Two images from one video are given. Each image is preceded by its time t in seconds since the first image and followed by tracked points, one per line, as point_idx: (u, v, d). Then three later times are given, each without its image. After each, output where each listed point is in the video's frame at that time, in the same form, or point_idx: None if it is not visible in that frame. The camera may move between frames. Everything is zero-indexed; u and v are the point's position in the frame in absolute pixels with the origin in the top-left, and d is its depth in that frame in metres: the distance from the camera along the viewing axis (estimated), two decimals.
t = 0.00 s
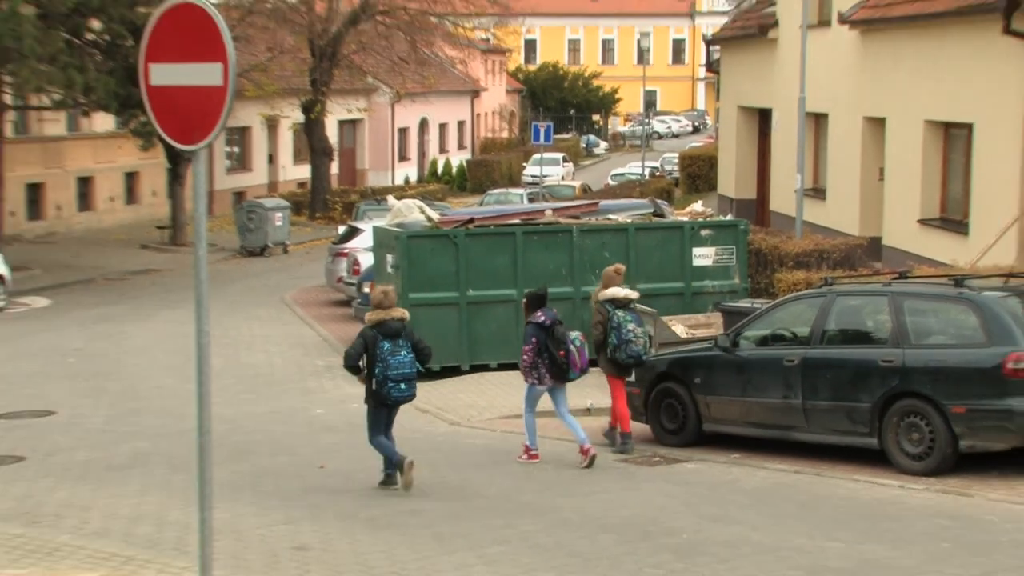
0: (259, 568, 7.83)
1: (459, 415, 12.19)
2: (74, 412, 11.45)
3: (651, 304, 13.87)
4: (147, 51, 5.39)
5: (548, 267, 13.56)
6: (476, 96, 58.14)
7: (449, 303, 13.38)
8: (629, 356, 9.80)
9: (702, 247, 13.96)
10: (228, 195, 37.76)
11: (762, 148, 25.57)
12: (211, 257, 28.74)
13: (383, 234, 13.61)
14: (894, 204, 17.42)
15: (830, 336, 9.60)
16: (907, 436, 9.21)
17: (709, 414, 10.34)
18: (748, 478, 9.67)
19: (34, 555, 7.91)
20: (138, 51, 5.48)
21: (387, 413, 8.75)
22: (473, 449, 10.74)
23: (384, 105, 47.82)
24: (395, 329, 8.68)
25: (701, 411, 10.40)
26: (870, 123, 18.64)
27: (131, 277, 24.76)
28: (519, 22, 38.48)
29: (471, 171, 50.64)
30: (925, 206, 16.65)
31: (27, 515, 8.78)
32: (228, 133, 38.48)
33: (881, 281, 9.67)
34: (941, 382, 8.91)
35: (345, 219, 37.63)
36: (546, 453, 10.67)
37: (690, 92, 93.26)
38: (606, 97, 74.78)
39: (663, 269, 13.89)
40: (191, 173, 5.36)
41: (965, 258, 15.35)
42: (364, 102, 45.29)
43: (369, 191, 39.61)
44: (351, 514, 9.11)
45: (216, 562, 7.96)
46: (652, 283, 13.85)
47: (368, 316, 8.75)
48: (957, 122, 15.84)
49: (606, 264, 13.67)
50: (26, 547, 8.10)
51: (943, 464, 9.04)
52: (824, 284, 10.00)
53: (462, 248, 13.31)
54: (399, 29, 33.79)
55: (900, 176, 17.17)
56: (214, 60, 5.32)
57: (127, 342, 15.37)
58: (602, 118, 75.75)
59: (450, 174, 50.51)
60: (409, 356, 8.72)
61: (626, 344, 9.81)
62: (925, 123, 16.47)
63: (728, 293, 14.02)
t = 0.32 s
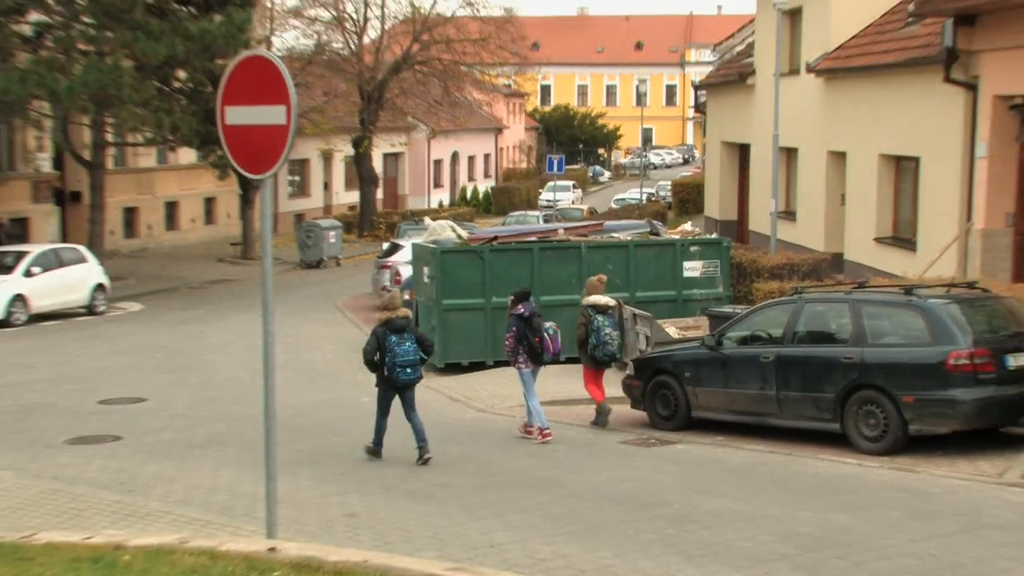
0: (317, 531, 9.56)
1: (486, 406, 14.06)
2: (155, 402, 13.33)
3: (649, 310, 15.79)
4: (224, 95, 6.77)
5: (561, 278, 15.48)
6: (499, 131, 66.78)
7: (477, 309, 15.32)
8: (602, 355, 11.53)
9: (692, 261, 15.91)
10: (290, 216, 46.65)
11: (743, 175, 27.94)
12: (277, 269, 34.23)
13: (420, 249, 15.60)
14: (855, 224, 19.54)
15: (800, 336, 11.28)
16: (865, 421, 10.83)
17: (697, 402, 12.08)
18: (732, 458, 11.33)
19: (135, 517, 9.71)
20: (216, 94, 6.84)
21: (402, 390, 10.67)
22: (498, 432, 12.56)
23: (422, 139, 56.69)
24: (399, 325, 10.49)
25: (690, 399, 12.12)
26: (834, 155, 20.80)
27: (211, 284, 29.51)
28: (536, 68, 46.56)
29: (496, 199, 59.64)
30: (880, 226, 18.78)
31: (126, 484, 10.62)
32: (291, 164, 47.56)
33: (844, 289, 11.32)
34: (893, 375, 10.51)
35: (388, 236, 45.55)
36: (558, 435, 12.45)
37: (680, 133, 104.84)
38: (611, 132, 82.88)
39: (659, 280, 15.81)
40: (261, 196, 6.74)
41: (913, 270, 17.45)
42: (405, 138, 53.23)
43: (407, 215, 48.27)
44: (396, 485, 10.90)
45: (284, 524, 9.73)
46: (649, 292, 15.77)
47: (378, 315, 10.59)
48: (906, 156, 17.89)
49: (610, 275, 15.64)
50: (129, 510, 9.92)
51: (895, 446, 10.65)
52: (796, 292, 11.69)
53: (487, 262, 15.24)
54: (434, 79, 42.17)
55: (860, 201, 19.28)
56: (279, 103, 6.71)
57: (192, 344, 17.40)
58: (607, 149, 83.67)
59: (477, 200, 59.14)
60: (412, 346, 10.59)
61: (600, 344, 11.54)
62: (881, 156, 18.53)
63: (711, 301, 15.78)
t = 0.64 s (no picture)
0: (365, 505, 11.61)
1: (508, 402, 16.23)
2: (225, 395, 15.55)
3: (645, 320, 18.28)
4: (288, 138, 8.50)
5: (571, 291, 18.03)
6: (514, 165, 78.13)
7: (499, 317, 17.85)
8: (586, 357, 13.90)
9: (683, 277, 18.42)
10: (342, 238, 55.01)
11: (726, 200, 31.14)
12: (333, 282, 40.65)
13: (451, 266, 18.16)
14: (820, 245, 22.06)
15: (773, 340, 13.26)
16: (829, 413, 12.73)
17: (686, 397, 14.14)
18: (716, 445, 13.30)
19: (217, 491, 11.84)
20: (282, 137, 8.59)
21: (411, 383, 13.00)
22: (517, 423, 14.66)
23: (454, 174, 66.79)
24: (410, 328, 12.95)
25: (681, 394, 14.19)
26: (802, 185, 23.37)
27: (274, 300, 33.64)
28: (550, 115, 53.65)
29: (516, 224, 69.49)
30: (840, 247, 21.24)
31: (207, 463, 12.78)
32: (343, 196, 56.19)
33: (812, 301, 13.26)
34: (851, 373, 12.39)
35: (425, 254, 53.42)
36: (567, 425, 14.54)
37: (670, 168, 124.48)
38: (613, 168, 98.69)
39: (655, 293, 18.31)
40: (319, 219, 8.43)
41: (867, 285, 19.84)
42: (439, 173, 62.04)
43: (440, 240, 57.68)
44: (431, 465, 13.01)
45: (337, 498, 11.82)
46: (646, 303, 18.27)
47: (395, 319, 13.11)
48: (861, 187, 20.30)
49: (612, 289, 18.16)
50: (211, 485, 12.06)
51: (854, 434, 12.53)
52: (771, 303, 13.68)
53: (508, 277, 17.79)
54: (462, 123, 49.47)
55: (824, 225, 21.77)
56: (331, 144, 8.41)
57: (252, 348, 19.80)
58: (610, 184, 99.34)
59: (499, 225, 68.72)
60: (419, 345, 13.00)
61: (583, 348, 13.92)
62: (840, 186, 20.96)
63: (703, 311, 18.39)
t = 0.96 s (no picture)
0: (405, 482, 14.01)
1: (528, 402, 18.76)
2: (287, 394, 18.13)
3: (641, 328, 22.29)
4: (341, 174, 10.21)
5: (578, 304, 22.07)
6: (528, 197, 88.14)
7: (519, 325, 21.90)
8: (574, 353, 17.55)
9: (673, 293, 22.48)
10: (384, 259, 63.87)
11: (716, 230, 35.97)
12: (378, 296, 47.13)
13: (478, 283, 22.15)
14: (792, 266, 26.07)
15: (750, 346, 15.73)
16: (798, 407, 15.08)
17: (677, 394, 16.75)
18: (702, 435, 15.67)
19: (281, 471, 14.29)
20: (336, 172, 10.30)
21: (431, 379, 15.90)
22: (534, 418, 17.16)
23: (479, 205, 76.41)
24: (430, 337, 15.85)
25: (672, 392, 16.79)
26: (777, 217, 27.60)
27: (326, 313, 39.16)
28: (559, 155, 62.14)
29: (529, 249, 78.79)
30: (806, 267, 25.23)
31: (273, 449, 15.21)
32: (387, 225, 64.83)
33: (784, 313, 15.67)
34: (814, 374, 14.71)
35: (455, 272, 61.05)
36: (574, 419, 17.06)
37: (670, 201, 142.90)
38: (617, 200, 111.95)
39: (649, 306, 22.36)
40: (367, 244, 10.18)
41: (825, 299, 23.51)
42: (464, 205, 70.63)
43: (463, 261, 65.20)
44: (462, 449, 15.49)
45: (383, 477, 14.23)
46: (642, 315, 22.30)
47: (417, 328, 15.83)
48: (821, 217, 24.12)
49: (613, 302, 22.23)
50: (278, 466, 14.48)
51: (817, 425, 14.85)
52: (749, 315, 16.17)
53: (526, 292, 21.84)
54: (486, 162, 58.85)
55: (795, 249, 25.71)
56: (378, 180, 10.10)
57: (306, 357, 22.54)
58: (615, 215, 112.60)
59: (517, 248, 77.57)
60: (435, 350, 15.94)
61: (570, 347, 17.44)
62: (806, 217, 24.91)
63: (690, 321, 22.33)
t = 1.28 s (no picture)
0: (431, 460, 16.18)
1: (544, 402, 21.34)
2: (334, 400, 20.89)
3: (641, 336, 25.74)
4: (381, 203, 11.10)
5: (586, 315, 25.33)
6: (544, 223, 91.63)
7: (534, 334, 25.09)
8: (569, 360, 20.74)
9: (668, 305, 26.03)
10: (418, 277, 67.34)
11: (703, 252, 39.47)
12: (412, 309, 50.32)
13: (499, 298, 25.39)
14: (770, 282, 29.34)
15: (735, 351, 18.20)
16: (775, 404, 17.46)
17: (672, 393, 19.30)
18: (692, 430, 17.88)
19: (329, 458, 16.00)
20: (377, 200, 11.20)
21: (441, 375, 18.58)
22: (547, 417, 19.47)
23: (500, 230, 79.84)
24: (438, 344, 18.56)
25: (668, 391, 19.36)
26: (757, 240, 30.94)
27: (368, 323, 42.72)
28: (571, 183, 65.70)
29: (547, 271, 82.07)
30: (782, 282, 28.48)
31: (323, 437, 17.63)
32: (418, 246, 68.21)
33: (764, 324, 18.09)
34: (789, 375, 17.10)
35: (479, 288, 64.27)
36: (582, 418, 19.32)
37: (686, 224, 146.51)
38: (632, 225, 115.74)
39: (647, 317, 25.83)
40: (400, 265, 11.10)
41: (800, 311, 26.74)
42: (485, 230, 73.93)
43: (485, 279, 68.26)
44: (486, 436, 18.01)
45: (417, 465, 15.58)
46: (641, 324, 25.77)
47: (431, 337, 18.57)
48: (796, 240, 27.37)
49: (616, 314, 25.55)
50: (327, 454, 16.34)
51: (792, 419, 17.20)
52: (734, 325, 18.67)
53: (540, 305, 25.07)
54: (507, 192, 62.48)
55: (774, 267, 28.96)
56: (413, 208, 10.94)
57: (347, 372, 25.29)
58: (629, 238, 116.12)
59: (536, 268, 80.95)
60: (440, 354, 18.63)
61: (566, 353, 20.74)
62: (783, 240, 28.17)
63: (683, 330, 26.01)
